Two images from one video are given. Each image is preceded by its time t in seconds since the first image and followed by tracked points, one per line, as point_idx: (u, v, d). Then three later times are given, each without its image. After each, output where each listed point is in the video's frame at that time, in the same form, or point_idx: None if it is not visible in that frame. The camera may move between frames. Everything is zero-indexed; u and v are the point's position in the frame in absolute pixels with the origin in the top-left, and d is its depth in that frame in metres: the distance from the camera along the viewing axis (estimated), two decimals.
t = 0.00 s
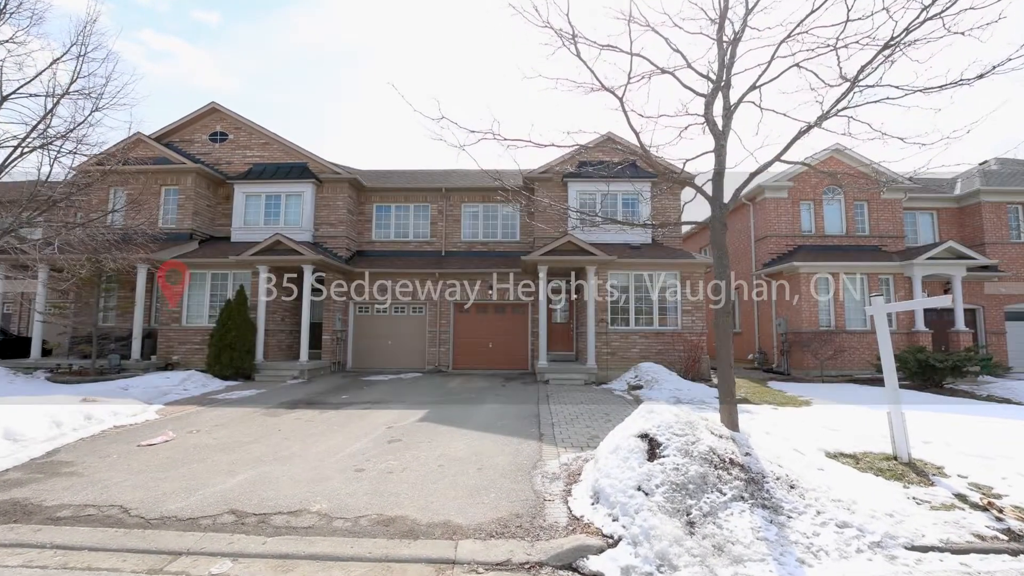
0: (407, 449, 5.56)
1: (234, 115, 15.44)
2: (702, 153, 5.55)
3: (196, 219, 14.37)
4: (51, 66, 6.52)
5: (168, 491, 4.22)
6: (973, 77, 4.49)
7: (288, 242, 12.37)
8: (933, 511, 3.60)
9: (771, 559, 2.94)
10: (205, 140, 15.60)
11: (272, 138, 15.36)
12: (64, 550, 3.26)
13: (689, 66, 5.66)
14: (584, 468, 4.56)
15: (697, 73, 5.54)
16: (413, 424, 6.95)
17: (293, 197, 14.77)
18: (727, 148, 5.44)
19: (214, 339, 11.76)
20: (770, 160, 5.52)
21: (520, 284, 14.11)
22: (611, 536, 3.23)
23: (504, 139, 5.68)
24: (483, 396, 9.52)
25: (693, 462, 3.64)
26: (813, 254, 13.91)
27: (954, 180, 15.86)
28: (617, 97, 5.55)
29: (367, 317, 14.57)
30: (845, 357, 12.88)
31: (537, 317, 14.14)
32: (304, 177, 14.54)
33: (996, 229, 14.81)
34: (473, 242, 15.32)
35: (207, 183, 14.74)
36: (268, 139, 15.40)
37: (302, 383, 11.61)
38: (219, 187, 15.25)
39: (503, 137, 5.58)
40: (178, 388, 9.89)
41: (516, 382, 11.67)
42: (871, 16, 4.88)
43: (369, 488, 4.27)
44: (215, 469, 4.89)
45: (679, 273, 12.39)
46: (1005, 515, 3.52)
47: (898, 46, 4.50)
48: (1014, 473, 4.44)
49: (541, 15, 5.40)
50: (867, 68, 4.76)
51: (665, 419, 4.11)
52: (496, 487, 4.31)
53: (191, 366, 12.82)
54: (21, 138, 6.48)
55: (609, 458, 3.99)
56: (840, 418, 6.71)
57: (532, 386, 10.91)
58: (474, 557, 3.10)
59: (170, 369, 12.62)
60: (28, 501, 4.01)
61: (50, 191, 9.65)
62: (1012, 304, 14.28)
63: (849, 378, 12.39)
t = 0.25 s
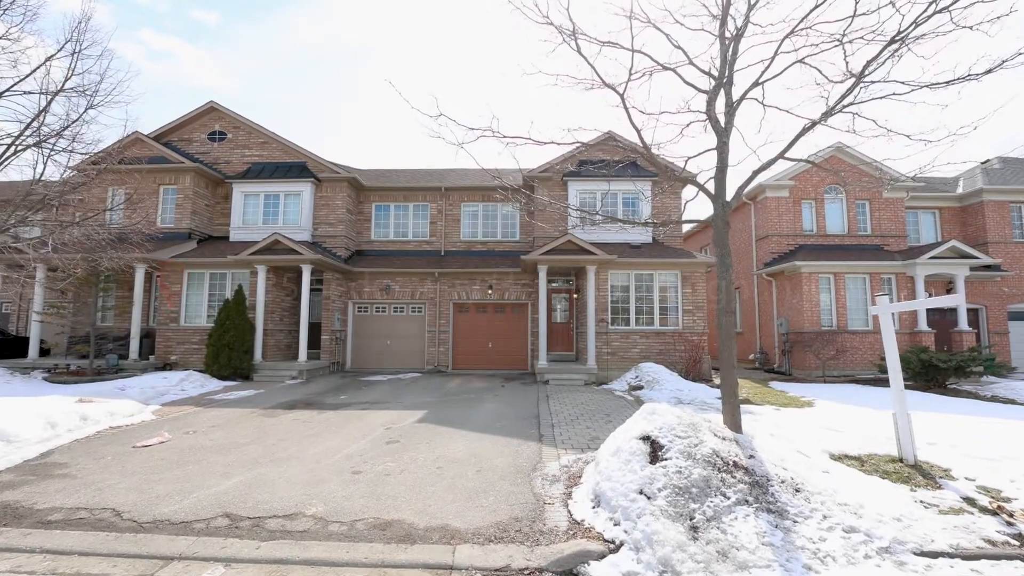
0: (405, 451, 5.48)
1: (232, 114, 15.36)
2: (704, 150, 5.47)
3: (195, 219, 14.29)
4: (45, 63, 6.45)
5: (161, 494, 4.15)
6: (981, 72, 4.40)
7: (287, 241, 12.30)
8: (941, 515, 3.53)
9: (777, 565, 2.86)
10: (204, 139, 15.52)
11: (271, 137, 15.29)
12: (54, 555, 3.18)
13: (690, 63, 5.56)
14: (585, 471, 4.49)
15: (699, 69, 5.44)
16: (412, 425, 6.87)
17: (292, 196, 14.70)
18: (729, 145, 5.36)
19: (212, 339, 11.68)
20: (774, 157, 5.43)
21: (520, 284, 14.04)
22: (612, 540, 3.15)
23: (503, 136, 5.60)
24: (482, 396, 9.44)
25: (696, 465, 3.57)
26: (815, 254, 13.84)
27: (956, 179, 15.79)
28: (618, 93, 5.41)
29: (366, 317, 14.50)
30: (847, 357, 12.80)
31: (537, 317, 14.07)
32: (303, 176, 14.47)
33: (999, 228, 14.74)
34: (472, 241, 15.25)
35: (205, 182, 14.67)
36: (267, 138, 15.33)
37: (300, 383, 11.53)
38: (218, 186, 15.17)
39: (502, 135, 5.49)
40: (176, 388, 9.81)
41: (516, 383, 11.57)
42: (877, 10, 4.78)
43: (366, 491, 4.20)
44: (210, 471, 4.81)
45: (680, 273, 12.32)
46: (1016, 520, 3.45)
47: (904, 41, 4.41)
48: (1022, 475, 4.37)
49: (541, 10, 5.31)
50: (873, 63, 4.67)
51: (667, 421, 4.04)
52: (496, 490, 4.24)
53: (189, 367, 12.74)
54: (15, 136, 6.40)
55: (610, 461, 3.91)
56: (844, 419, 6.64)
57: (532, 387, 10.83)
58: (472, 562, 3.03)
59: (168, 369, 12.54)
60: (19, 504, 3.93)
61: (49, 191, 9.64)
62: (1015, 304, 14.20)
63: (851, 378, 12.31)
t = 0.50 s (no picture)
0: (403, 452, 5.41)
1: (231, 112, 15.29)
2: (706, 148, 5.39)
3: (193, 218, 14.21)
4: (39, 59, 6.38)
5: (154, 496, 4.08)
6: (988, 67, 4.33)
7: (285, 240, 12.22)
8: (950, 518, 3.46)
9: (783, 570, 2.79)
10: (202, 138, 15.44)
11: (270, 136, 15.21)
12: (42, 560, 3.11)
13: (692, 59, 5.49)
14: (585, 473, 4.42)
15: (701, 66, 5.37)
16: (410, 425, 6.80)
17: (290, 196, 14.62)
18: (732, 143, 5.29)
19: (209, 339, 11.61)
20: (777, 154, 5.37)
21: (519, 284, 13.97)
22: (614, 545, 3.08)
23: (503, 133, 5.52)
24: (482, 397, 9.37)
25: (700, 468, 3.50)
26: (816, 253, 13.77)
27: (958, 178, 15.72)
28: (619, 89, 5.35)
29: (366, 317, 14.43)
30: (849, 357, 12.73)
31: (537, 316, 13.99)
32: (301, 175, 14.40)
33: (1000, 227, 14.67)
34: (472, 241, 15.17)
35: (203, 181, 14.59)
36: (265, 136, 15.25)
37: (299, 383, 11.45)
38: (216, 186, 15.10)
39: (502, 131, 5.41)
40: (173, 388, 9.74)
41: (516, 383, 11.50)
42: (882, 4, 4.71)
43: (363, 493, 4.13)
44: (205, 473, 4.74)
45: (681, 272, 12.24)
46: None
47: (911, 35, 4.34)
48: None
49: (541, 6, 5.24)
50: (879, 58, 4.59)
51: (669, 422, 3.97)
52: (495, 492, 4.16)
53: (187, 367, 12.66)
54: (9, 134, 6.33)
55: (611, 463, 3.84)
56: (847, 420, 6.56)
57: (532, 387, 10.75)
58: (470, 567, 2.96)
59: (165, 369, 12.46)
60: (9, 507, 3.86)
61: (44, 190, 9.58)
62: (1017, 303, 14.13)
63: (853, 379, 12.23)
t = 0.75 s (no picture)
0: (402, 454, 5.33)
1: (229, 111, 15.21)
2: (709, 145, 5.33)
3: (191, 217, 14.13)
4: (32, 56, 6.30)
5: (147, 499, 4.00)
6: (997, 61, 4.26)
7: (284, 240, 12.14)
8: (959, 522, 3.38)
9: None
10: (201, 137, 15.37)
11: (268, 135, 15.15)
12: (30, 565, 3.03)
13: (695, 55, 5.42)
14: (586, 475, 4.35)
15: (704, 62, 5.30)
16: (409, 426, 6.73)
17: (289, 195, 14.55)
18: (735, 139, 5.21)
19: (207, 340, 11.53)
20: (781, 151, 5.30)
21: (519, 283, 13.91)
22: (616, 549, 3.01)
23: (502, 130, 5.44)
24: (482, 397, 9.30)
25: (704, 470, 3.43)
26: (818, 253, 13.69)
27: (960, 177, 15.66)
28: (620, 85, 5.30)
29: (365, 317, 14.35)
30: (851, 357, 12.66)
31: (537, 316, 13.92)
32: (300, 174, 14.33)
33: (1003, 227, 14.60)
34: (471, 240, 15.10)
35: (202, 180, 14.51)
36: (264, 135, 15.18)
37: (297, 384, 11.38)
38: (215, 185, 15.02)
39: (501, 128, 5.34)
40: (171, 389, 9.66)
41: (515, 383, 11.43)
42: None
43: (360, 496, 4.05)
44: (200, 475, 4.66)
45: (682, 272, 12.18)
46: None
47: (919, 29, 4.27)
48: None
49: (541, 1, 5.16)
50: (885, 53, 4.52)
51: (672, 423, 3.90)
52: (495, 495, 4.09)
53: (185, 367, 12.58)
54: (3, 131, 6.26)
55: (613, 465, 3.77)
56: (851, 421, 6.49)
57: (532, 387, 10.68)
58: (469, 572, 2.89)
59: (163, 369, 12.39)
60: None
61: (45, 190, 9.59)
62: (1019, 303, 14.06)
63: (855, 379, 12.16)
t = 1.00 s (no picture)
0: (400, 455, 5.26)
1: (228, 110, 15.14)
2: (712, 142, 5.25)
3: (189, 216, 14.04)
4: (25, 51, 6.21)
5: (141, 501, 3.93)
6: (1006, 56, 4.19)
7: (282, 239, 12.07)
8: (969, 525, 3.31)
9: None
10: (199, 136, 15.29)
11: (267, 134, 15.07)
12: (18, 570, 2.96)
13: (697, 51, 5.34)
14: (588, 477, 4.27)
15: (706, 57, 5.22)
16: (408, 427, 6.65)
17: (288, 194, 14.47)
18: (738, 136, 5.14)
19: (205, 339, 11.46)
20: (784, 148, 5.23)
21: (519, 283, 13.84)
22: (619, 554, 2.94)
23: (502, 127, 5.37)
24: (481, 397, 9.23)
25: (708, 472, 3.36)
26: (820, 252, 13.62)
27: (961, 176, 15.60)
28: (622, 80, 5.24)
29: (364, 316, 14.28)
30: (853, 357, 12.59)
31: (537, 316, 13.85)
32: (299, 173, 14.25)
33: (1005, 226, 14.55)
34: (471, 239, 15.03)
35: (200, 179, 14.43)
36: (263, 134, 15.11)
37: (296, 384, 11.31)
38: (213, 184, 14.95)
39: (501, 125, 5.27)
40: (168, 389, 9.58)
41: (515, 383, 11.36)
42: None
43: (357, 498, 3.98)
44: (195, 477, 4.59)
45: (682, 271, 12.11)
46: None
47: (927, 23, 4.21)
48: None
49: None
50: (892, 48, 4.45)
51: (675, 424, 3.83)
52: (494, 497, 4.02)
53: (183, 367, 12.51)
54: None
55: (615, 467, 3.69)
56: (855, 421, 6.41)
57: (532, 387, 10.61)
58: None
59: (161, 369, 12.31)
60: None
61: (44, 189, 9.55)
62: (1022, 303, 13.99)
63: (857, 379, 12.09)
